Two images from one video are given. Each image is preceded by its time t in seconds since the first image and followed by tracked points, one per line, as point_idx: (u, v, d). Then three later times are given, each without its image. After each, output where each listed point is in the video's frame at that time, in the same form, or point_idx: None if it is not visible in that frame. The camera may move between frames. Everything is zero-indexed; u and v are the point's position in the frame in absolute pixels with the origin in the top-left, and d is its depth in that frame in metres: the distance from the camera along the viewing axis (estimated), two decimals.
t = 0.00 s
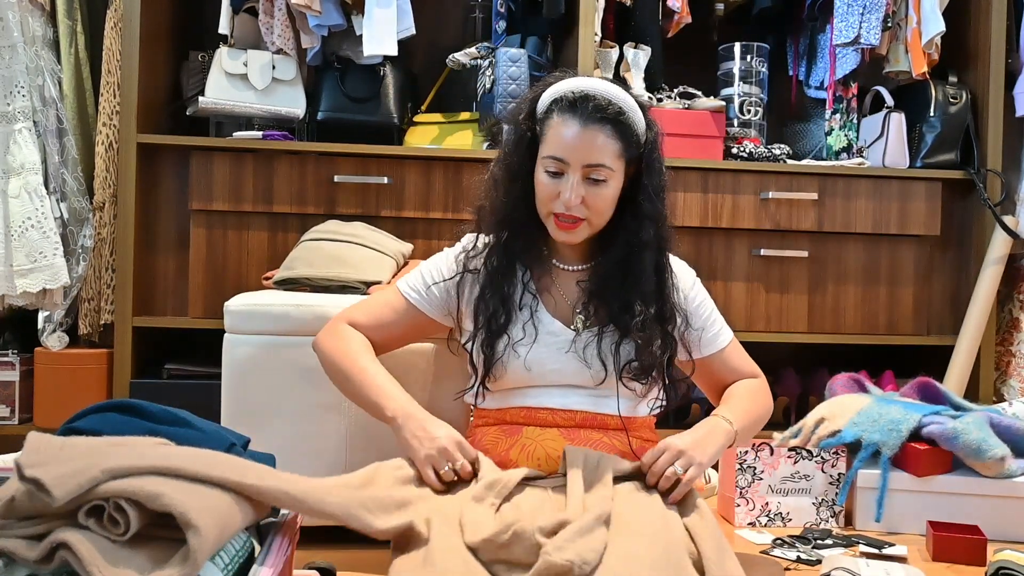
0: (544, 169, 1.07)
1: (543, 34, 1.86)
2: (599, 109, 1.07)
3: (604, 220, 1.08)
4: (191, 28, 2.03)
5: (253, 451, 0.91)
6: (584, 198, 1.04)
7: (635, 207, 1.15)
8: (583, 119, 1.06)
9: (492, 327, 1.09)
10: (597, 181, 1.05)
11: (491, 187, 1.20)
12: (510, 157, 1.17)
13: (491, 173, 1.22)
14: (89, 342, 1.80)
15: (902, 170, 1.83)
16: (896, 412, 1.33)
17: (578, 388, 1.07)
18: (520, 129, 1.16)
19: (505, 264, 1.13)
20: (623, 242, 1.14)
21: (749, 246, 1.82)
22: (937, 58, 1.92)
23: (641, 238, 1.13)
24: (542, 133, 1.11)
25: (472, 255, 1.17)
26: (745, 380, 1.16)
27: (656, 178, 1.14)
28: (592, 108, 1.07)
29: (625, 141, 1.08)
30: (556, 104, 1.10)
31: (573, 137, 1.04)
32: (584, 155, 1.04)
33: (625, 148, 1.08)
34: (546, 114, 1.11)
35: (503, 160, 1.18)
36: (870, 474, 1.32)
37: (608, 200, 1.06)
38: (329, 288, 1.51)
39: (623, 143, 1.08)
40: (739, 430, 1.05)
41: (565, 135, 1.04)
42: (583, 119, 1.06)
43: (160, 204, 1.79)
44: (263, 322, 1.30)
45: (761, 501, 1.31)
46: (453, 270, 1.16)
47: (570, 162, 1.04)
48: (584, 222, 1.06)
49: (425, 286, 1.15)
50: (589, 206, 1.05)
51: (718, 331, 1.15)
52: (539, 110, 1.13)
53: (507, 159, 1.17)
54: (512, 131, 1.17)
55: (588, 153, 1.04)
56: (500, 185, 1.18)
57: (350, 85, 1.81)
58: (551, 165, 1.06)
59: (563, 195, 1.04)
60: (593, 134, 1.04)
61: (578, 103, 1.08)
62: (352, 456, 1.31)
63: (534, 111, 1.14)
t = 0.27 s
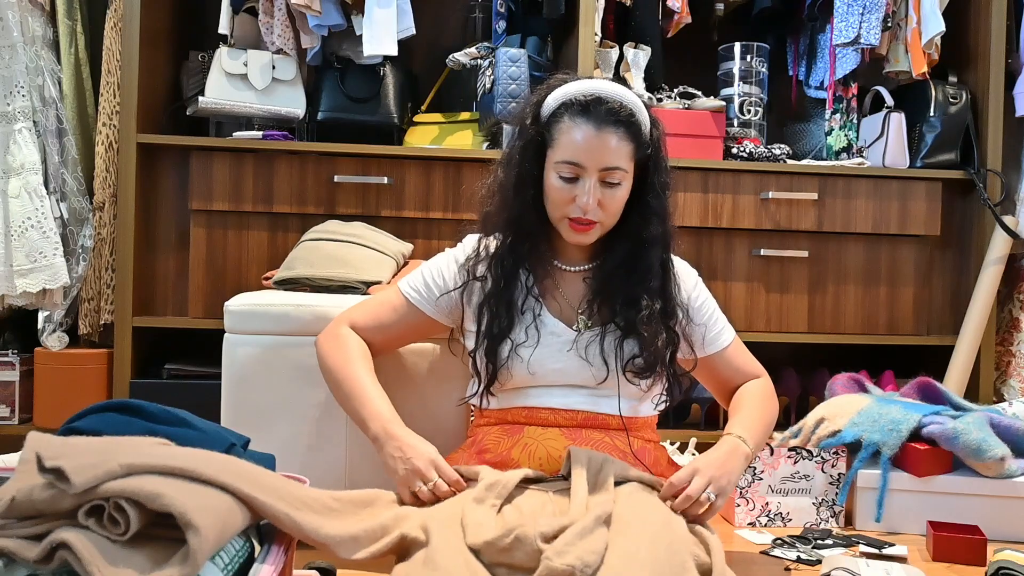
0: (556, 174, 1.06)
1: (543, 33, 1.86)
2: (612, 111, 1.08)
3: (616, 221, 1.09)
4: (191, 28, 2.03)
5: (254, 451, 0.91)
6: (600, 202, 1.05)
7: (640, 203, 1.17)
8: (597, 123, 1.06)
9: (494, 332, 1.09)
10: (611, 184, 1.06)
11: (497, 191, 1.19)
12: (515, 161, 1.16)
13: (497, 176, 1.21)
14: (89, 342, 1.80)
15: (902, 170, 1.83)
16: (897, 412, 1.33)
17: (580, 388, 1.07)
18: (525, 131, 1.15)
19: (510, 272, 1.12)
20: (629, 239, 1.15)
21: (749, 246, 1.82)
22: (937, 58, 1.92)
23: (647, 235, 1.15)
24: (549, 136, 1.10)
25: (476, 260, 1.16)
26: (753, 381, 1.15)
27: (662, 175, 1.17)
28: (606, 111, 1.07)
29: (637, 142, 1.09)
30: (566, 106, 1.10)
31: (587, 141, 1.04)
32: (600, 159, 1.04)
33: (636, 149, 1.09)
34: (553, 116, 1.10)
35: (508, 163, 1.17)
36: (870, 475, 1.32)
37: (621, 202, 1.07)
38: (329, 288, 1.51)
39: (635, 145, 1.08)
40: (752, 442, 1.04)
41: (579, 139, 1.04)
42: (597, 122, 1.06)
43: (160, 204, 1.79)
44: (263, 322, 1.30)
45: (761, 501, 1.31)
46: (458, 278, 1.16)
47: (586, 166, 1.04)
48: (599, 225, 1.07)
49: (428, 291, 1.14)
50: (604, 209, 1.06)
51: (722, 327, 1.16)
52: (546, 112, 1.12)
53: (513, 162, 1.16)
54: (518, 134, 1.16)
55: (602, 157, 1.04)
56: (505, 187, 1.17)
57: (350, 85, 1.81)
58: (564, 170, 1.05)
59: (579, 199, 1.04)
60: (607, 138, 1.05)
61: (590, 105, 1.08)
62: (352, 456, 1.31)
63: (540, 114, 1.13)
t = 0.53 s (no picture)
0: (573, 175, 1.06)
1: (543, 33, 1.86)
2: (627, 112, 1.08)
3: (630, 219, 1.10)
4: (191, 28, 2.03)
5: (254, 451, 0.91)
6: (619, 202, 1.06)
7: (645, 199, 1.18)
8: (614, 124, 1.06)
9: (499, 333, 1.08)
10: (628, 184, 1.07)
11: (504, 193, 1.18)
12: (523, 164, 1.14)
13: (505, 177, 1.20)
14: (89, 342, 1.80)
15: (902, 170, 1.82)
16: (897, 412, 1.33)
17: (584, 386, 1.07)
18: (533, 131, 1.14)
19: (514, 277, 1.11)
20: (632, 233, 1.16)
21: (749, 246, 1.82)
22: (937, 58, 1.92)
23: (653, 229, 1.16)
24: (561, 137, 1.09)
25: (486, 266, 1.15)
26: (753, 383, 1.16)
27: (666, 171, 1.18)
28: (621, 112, 1.08)
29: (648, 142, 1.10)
30: (579, 106, 1.09)
31: (605, 143, 1.04)
32: (619, 160, 1.05)
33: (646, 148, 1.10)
34: (565, 116, 1.10)
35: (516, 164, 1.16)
36: (870, 475, 1.32)
37: (635, 201, 1.08)
38: (329, 288, 1.51)
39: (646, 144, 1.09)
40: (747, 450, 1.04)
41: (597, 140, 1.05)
42: (614, 123, 1.06)
43: (160, 204, 1.79)
44: (263, 322, 1.30)
45: (761, 501, 1.31)
46: (468, 285, 1.16)
47: (606, 168, 1.05)
48: (616, 224, 1.08)
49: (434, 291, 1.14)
50: (621, 209, 1.06)
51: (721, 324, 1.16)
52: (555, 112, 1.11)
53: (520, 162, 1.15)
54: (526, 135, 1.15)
55: (620, 157, 1.05)
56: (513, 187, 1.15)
57: (350, 84, 1.81)
58: (582, 171, 1.06)
59: (599, 200, 1.05)
60: (624, 138, 1.05)
61: (604, 106, 1.08)
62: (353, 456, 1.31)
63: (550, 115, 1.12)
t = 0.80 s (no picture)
0: (574, 169, 1.07)
1: (543, 33, 1.86)
2: (626, 106, 1.08)
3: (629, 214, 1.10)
4: (191, 28, 2.03)
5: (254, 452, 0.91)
6: (619, 196, 1.06)
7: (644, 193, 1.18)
8: (613, 118, 1.06)
9: (502, 326, 1.08)
10: (627, 178, 1.07)
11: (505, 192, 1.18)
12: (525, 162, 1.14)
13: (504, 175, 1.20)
14: (89, 342, 1.80)
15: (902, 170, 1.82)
16: (897, 412, 1.33)
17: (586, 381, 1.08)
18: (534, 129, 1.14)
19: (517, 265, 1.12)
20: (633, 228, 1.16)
21: (749, 246, 1.82)
22: (937, 58, 1.92)
23: (653, 224, 1.16)
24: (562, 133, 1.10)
25: (492, 263, 1.15)
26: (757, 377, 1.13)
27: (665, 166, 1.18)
28: (620, 107, 1.07)
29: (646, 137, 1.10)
30: (579, 102, 1.09)
31: (605, 137, 1.04)
32: (619, 154, 1.05)
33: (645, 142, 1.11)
34: (565, 113, 1.10)
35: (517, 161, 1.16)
36: (870, 475, 1.31)
37: (634, 195, 1.09)
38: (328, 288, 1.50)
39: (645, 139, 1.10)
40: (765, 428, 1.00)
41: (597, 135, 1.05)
42: (613, 117, 1.06)
43: (160, 204, 1.78)
44: (262, 322, 1.30)
45: (761, 502, 1.31)
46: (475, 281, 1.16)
47: (606, 161, 1.05)
48: (616, 218, 1.08)
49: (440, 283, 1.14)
50: (621, 202, 1.06)
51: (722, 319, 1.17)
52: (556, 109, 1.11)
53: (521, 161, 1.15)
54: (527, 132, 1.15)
55: (620, 151, 1.05)
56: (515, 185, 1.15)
57: (350, 84, 1.81)
58: (583, 165, 1.06)
59: (599, 193, 1.05)
60: (624, 132, 1.05)
61: (603, 101, 1.08)
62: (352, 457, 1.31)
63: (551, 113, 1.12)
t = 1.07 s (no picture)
0: (566, 163, 1.04)
1: (543, 34, 1.86)
2: (615, 102, 1.08)
3: (624, 207, 1.07)
4: (191, 28, 2.03)
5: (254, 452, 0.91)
6: (610, 187, 1.03)
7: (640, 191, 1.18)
8: (603, 112, 1.06)
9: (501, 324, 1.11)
10: (618, 170, 1.04)
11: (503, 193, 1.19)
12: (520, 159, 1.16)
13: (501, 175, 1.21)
14: (89, 342, 1.80)
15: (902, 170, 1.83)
16: (897, 412, 1.33)
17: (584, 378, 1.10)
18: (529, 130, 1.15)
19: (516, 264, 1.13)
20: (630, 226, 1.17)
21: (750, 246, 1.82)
22: (937, 58, 1.92)
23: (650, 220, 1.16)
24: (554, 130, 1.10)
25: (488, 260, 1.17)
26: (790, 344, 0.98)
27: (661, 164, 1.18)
28: (610, 101, 1.08)
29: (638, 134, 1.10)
30: (570, 99, 1.10)
31: (594, 130, 1.04)
32: (608, 145, 1.03)
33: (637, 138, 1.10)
34: (558, 111, 1.11)
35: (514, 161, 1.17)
36: (870, 475, 1.32)
37: (627, 189, 1.06)
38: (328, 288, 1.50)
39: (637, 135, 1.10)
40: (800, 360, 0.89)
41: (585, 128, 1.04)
42: (602, 111, 1.06)
43: (160, 204, 1.78)
44: (262, 322, 1.30)
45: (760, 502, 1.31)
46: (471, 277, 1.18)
47: (595, 153, 1.02)
48: (609, 211, 1.05)
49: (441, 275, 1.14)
50: (614, 194, 1.04)
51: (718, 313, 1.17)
52: (549, 108, 1.12)
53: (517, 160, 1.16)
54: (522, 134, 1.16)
55: (610, 143, 1.03)
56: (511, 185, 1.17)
57: (350, 84, 1.81)
58: (574, 158, 1.03)
59: (590, 184, 1.02)
60: (614, 126, 1.05)
61: (593, 97, 1.09)
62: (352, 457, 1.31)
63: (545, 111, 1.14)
